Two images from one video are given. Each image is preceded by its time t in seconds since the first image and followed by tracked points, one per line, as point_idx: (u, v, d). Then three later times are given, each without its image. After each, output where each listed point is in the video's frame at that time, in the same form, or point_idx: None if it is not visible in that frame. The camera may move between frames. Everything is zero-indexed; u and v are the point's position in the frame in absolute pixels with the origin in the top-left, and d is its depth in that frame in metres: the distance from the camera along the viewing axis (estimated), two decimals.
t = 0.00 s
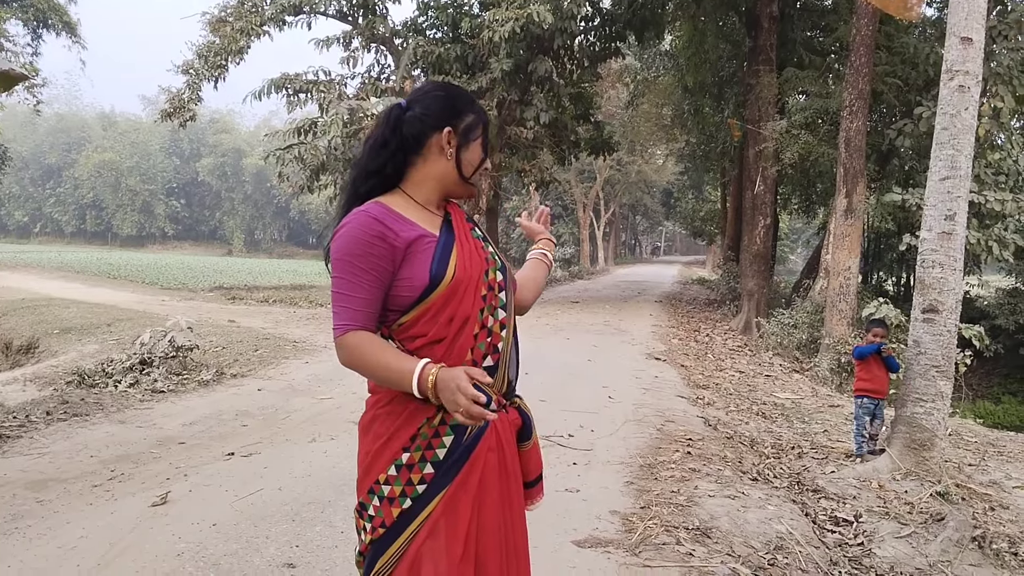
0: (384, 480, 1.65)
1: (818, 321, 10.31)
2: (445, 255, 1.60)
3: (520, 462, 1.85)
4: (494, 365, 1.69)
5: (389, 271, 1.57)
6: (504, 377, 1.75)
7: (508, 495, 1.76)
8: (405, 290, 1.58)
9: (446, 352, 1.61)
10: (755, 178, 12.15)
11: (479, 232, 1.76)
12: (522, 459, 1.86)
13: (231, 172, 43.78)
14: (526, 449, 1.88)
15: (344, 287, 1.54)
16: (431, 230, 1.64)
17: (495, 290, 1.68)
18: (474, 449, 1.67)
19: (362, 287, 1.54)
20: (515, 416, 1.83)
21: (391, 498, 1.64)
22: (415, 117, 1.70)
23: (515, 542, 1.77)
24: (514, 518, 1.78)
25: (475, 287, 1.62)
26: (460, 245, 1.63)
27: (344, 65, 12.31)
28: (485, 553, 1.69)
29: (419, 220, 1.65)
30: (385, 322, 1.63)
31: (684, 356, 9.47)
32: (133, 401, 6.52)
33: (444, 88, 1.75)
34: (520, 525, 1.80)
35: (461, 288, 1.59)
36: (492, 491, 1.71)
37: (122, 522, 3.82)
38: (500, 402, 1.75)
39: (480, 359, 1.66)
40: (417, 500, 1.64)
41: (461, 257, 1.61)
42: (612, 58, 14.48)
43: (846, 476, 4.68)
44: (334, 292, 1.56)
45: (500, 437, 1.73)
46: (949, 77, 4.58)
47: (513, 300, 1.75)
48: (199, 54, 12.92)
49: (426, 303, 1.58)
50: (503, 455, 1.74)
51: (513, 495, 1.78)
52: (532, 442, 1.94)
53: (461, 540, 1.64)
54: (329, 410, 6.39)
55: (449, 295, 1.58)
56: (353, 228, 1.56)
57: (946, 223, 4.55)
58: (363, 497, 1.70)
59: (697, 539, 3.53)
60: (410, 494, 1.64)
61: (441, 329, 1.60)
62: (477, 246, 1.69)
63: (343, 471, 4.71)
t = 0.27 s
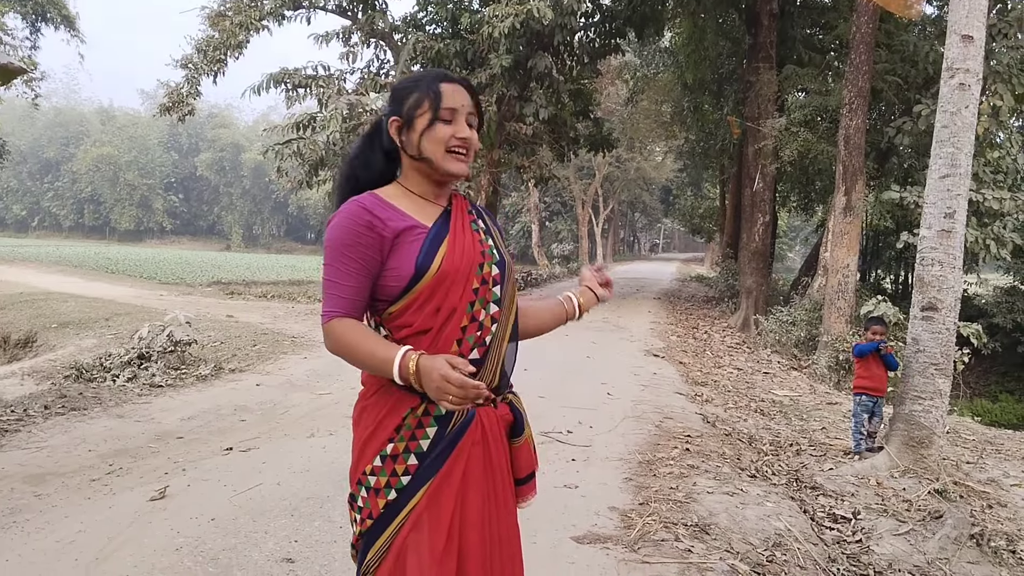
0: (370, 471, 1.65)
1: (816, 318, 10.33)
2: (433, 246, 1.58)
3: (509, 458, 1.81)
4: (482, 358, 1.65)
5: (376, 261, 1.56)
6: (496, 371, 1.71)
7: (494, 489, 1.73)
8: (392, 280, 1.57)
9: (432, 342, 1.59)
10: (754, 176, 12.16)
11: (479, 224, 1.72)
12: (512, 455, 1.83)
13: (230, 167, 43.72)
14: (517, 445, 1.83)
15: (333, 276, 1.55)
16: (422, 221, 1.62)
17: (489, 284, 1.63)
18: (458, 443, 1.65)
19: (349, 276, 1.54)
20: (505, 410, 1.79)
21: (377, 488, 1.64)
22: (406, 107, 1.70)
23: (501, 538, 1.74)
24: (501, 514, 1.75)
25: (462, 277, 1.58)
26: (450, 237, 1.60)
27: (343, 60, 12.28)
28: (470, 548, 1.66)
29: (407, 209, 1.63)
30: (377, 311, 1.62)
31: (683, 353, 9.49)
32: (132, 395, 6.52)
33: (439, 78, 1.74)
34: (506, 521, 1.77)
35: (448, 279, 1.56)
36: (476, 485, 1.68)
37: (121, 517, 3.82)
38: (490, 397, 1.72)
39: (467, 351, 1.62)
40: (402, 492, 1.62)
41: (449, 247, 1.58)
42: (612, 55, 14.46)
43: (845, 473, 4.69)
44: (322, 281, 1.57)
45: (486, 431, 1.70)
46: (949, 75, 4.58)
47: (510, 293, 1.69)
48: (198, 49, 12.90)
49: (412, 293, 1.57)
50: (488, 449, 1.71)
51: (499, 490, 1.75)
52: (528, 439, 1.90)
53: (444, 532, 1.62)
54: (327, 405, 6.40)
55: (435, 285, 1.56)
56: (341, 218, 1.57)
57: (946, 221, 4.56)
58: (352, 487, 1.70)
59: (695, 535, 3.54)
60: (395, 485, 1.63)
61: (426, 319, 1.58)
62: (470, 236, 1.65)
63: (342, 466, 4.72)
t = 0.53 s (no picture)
0: (352, 464, 1.65)
1: (814, 317, 10.33)
2: (414, 247, 1.56)
3: (493, 454, 1.76)
4: (463, 359, 1.62)
5: (357, 262, 1.58)
6: (481, 372, 1.68)
7: (475, 486, 1.69)
8: (373, 282, 1.58)
9: (409, 345, 1.58)
10: (753, 174, 12.15)
11: (472, 224, 1.67)
12: (497, 452, 1.78)
13: (229, 163, 43.67)
14: (502, 443, 1.78)
15: (318, 276, 1.59)
16: (407, 221, 1.61)
17: (474, 286, 1.60)
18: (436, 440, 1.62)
19: (331, 276, 1.58)
20: (490, 406, 1.75)
21: (358, 482, 1.64)
22: (405, 108, 1.71)
23: (481, 535, 1.70)
24: (482, 510, 1.72)
25: (443, 279, 1.56)
26: (434, 237, 1.58)
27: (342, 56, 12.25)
28: (446, 545, 1.63)
29: (395, 209, 1.63)
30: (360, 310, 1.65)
31: (681, 351, 9.49)
32: (130, 391, 6.52)
33: (438, 76, 1.72)
34: (489, 518, 1.73)
35: (426, 282, 1.55)
36: (454, 481, 1.65)
37: (119, 512, 3.82)
38: (474, 395, 1.68)
39: (447, 353, 1.60)
40: (380, 487, 1.62)
41: (431, 250, 1.56)
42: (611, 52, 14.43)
43: (842, 471, 4.70)
44: (308, 279, 1.61)
45: (466, 429, 1.66)
46: (950, 74, 4.58)
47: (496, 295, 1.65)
48: (197, 45, 12.86)
49: (390, 296, 1.57)
50: (468, 446, 1.67)
51: (481, 486, 1.72)
52: (519, 436, 1.85)
53: (421, 528, 1.60)
54: (326, 401, 6.39)
55: (412, 288, 1.55)
56: (325, 218, 1.59)
57: (945, 219, 4.55)
58: (339, 480, 1.71)
59: (693, 533, 3.54)
60: (374, 480, 1.62)
61: (404, 321, 1.57)
62: (457, 235, 1.61)
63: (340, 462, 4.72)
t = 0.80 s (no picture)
0: (358, 464, 1.65)
1: (814, 315, 10.34)
2: (429, 249, 1.56)
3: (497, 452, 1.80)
4: (472, 361, 1.65)
5: (369, 259, 1.56)
6: (486, 372, 1.71)
7: (481, 483, 1.72)
8: (386, 280, 1.57)
9: (422, 346, 1.59)
10: (753, 172, 12.14)
11: (477, 228, 1.69)
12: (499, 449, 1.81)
13: (228, 158, 43.65)
14: (504, 439, 1.82)
15: (327, 271, 1.56)
16: (420, 222, 1.61)
17: (484, 290, 1.63)
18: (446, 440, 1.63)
19: (342, 272, 1.55)
20: (493, 404, 1.78)
21: (364, 482, 1.64)
22: (418, 105, 1.69)
23: (486, 532, 1.73)
24: (488, 508, 1.74)
25: (457, 283, 1.58)
26: (448, 240, 1.59)
27: (342, 52, 12.23)
28: (453, 541, 1.65)
29: (407, 208, 1.62)
30: (366, 308, 1.63)
31: (681, 349, 9.50)
32: (130, 386, 6.52)
33: (445, 77, 1.74)
34: (493, 515, 1.76)
35: (441, 284, 1.56)
36: (461, 479, 1.67)
37: (118, 508, 3.82)
38: (478, 394, 1.72)
39: (457, 354, 1.62)
40: (388, 486, 1.63)
41: (447, 253, 1.57)
42: (611, 49, 14.41)
43: (841, 470, 4.71)
44: (316, 273, 1.57)
45: (474, 428, 1.68)
46: (950, 73, 4.58)
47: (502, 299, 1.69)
48: (197, 40, 12.84)
49: (404, 295, 1.57)
50: (475, 445, 1.70)
51: (486, 484, 1.74)
52: (516, 432, 1.90)
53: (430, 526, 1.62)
54: (325, 397, 6.40)
55: (428, 290, 1.56)
56: (339, 212, 1.56)
57: (945, 218, 4.55)
58: (341, 479, 1.70)
59: (691, 531, 3.55)
60: (381, 479, 1.63)
61: (418, 321, 1.58)
62: (467, 238, 1.63)
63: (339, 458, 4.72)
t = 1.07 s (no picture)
0: (364, 464, 1.63)
1: (814, 313, 10.34)
2: (438, 245, 1.57)
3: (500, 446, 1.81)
4: (477, 356, 1.66)
5: (378, 254, 1.54)
6: (489, 368, 1.73)
7: (486, 479, 1.73)
8: (394, 276, 1.55)
9: (429, 343, 1.59)
10: (754, 170, 12.12)
11: (478, 225, 1.70)
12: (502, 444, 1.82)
13: (230, 154, 43.64)
14: (506, 433, 1.84)
15: (334, 266, 1.52)
16: (427, 218, 1.61)
17: (488, 287, 1.65)
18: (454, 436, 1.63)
19: (351, 268, 1.52)
20: (496, 399, 1.79)
21: (371, 481, 1.62)
22: (421, 101, 1.69)
23: (492, 527, 1.74)
24: (493, 503, 1.75)
25: (465, 279, 1.58)
26: (455, 236, 1.60)
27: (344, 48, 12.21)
28: (461, 537, 1.67)
29: (413, 204, 1.61)
30: (371, 306, 1.61)
31: (681, 346, 9.50)
32: (130, 381, 6.53)
33: (443, 73, 1.74)
34: (499, 510, 1.77)
35: (449, 280, 1.56)
36: (467, 475, 1.67)
37: (118, 502, 3.82)
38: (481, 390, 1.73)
39: (463, 350, 1.63)
40: (397, 484, 1.61)
41: (454, 249, 1.58)
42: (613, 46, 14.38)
43: (841, 468, 4.71)
44: (323, 268, 1.53)
45: (480, 424, 1.69)
46: (952, 72, 4.56)
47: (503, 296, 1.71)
48: (199, 35, 12.83)
49: (413, 291, 1.56)
50: (479, 440, 1.71)
51: (490, 480, 1.75)
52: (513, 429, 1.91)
53: (438, 523, 1.62)
54: (325, 393, 6.40)
55: (437, 286, 1.56)
56: (348, 206, 1.53)
57: (946, 217, 4.55)
58: (343, 481, 1.67)
59: (691, 529, 3.55)
60: (390, 478, 1.61)
61: (427, 317, 1.57)
62: (471, 235, 1.65)
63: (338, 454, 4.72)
